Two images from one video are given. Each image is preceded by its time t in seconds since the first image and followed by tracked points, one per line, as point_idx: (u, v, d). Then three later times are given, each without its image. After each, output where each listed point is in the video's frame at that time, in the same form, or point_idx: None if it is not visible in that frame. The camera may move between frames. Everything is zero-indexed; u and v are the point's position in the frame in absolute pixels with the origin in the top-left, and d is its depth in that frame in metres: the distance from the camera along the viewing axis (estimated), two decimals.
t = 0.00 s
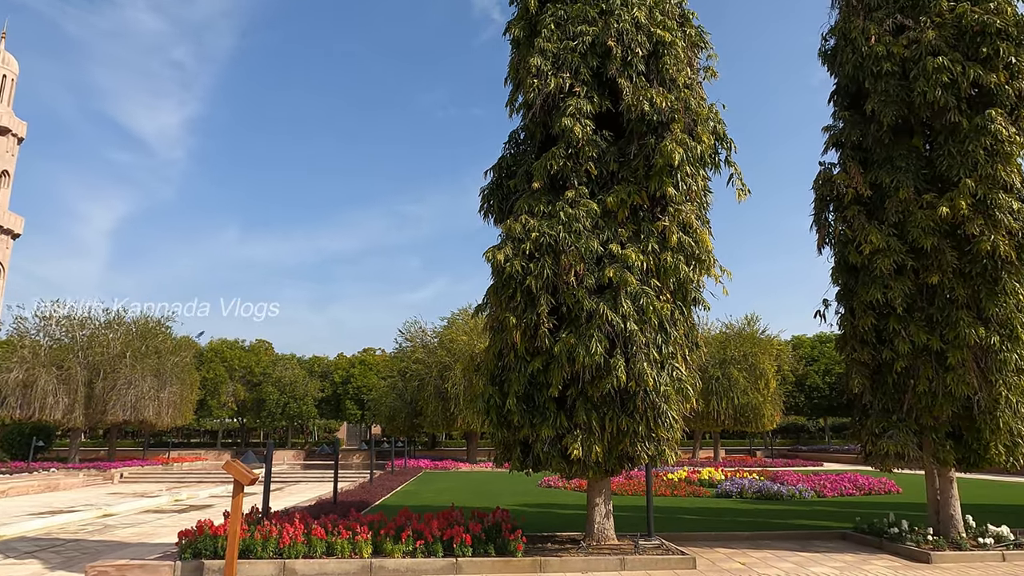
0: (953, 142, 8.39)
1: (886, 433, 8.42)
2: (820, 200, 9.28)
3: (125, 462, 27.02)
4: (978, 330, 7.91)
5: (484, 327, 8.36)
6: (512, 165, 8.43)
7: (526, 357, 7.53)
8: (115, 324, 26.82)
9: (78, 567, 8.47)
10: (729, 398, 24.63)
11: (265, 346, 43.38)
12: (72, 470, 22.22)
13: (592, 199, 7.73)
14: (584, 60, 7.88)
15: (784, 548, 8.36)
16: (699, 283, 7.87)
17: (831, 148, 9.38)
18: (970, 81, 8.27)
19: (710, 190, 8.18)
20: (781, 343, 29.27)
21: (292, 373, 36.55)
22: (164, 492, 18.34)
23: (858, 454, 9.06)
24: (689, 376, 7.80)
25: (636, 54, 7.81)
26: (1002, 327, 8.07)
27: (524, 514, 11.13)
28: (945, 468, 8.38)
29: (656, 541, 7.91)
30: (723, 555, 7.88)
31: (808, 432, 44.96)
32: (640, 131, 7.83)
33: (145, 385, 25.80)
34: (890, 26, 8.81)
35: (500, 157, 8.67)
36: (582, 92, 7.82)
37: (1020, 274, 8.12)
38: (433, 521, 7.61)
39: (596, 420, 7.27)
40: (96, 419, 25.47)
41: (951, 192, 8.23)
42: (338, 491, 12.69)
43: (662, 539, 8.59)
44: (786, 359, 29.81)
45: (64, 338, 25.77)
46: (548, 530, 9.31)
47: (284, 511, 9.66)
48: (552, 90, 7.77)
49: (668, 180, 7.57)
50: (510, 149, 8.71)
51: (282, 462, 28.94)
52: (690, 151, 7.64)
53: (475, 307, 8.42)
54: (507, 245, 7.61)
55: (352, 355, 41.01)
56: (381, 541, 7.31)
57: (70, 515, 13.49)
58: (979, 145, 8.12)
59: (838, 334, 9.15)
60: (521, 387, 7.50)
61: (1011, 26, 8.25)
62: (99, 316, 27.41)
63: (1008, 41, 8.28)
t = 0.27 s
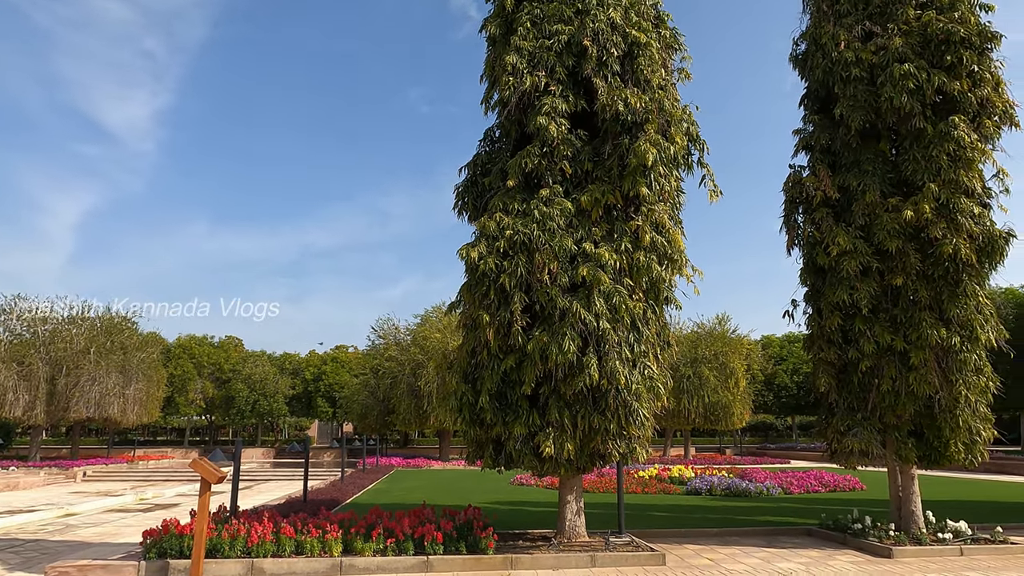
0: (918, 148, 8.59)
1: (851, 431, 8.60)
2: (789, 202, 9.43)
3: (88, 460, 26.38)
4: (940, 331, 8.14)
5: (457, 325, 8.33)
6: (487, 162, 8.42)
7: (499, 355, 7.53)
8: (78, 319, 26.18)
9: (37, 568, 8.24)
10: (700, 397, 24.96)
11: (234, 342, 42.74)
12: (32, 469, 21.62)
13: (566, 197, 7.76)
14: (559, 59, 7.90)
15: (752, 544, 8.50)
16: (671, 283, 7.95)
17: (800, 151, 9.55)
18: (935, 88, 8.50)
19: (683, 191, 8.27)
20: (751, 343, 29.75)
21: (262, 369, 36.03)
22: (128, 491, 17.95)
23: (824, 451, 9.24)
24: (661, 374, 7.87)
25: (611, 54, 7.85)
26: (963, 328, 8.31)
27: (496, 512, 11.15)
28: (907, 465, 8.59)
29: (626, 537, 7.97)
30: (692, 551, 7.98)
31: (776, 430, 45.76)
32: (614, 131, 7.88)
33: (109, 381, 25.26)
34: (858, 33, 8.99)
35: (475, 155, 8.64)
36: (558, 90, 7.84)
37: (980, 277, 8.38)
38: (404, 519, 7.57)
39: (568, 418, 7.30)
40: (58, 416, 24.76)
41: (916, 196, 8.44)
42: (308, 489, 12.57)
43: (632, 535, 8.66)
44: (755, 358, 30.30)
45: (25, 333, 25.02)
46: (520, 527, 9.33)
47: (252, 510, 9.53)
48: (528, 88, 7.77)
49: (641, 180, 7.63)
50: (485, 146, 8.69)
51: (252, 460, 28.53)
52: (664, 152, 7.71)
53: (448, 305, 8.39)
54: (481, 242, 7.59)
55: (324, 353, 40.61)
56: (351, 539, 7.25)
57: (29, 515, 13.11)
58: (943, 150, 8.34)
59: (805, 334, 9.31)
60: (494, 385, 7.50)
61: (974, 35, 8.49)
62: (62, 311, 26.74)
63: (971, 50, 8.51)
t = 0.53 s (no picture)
0: (886, 149, 8.77)
1: (819, 427, 8.76)
2: (762, 201, 9.56)
3: (52, 455, 25.73)
4: (905, 329, 8.34)
5: (432, 320, 8.29)
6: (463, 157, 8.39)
7: (474, 350, 7.52)
8: (42, 311, 25.50)
9: None
10: (672, 392, 25.26)
11: (204, 337, 42.08)
12: None
13: (542, 193, 7.77)
14: (536, 54, 7.90)
15: (721, 538, 8.62)
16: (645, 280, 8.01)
17: (773, 151, 9.68)
18: (903, 91, 8.68)
19: (658, 188, 8.33)
20: (723, 340, 30.16)
21: (233, 364, 35.50)
22: (94, 487, 17.56)
23: (792, 447, 9.40)
24: (634, 370, 7.93)
25: (588, 51, 7.87)
26: (928, 326, 8.52)
27: (469, 507, 11.17)
28: (872, 460, 8.78)
29: (598, 532, 8.04)
30: (663, 545, 8.07)
31: (746, 426, 46.54)
32: (590, 128, 7.90)
33: (75, 375, 24.67)
34: (830, 35, 9.13)
35: (451, 149, 8.60)
36: (534, 86, 7.83)
37: (944, 276, 8.59)
38: (376, 515, 7.53)
39: (542, 413, 7.33)
40: (21, 411, 24.05)
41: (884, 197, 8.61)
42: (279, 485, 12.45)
43: (604, 530, 8.73)
44: (727, 355, 30.73)
45: None
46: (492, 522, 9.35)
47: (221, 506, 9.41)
48: (504, 83, 7.75)
49: (617, 178, 7.67)
50: (461, 141, 8.65)
51: (222, 456, 28.13)
52: (639, 149, 7.76)
53: (423, 300, 8.34)
54: (457, 237, 7.56)
55: (297, 347, 40.19)
56: (322, 535, 7.19)
57: None
58: (910, 152, 8.52)
59: (776, 331, 9.45)
60: (468, 380, 7.49)
61: (941, 40, 8.68)
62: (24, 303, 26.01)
63: (938, 55, 8.71)
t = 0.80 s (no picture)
0: (856, 149, 8.93)
1: (788, 421, 8.92)
2: (735, 198, 9.67)
3: (15, 450, 25.08)
4: (872, 326, 8.52)
5: (406, 313, 8.24)
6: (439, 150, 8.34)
7: (448, 344, 7.50)
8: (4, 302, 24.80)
9: None
10: (646, 387, 25.50)
11: (174, 329, 41.34)
12: None
13: (518, 187, 7.76)
14: (513, 48, 7.88)
15: (692, 531, 8.75)
16: (620, 275, 8.06)
17: (746, 149, 9.79)
18: (873, 92, 8.84)
19: (633, 184, 8.38)
20: (696, 335, 30.53)
21: (204, 357, 34.92)
22: (58, 482, 17.17)
23: (762, 440, 9.55)
24: (607, 365, 7.98)
25: (565, 46, 7.86)
26: (894, 323, 8.71)
27: (442, 501, 11.17)
28: (839, 454, 8.96)
29: (570, 525, 8.09)
30: (634, 538, 8.16)
31: (718, 420, 47.21)
32: (566, 123, 7.90)
33: (39, 368, 24.07)
34: (803, 35, 9.26)
35: (427, 142, 8.54)
36: (511, 80, 7.81)
37: (910, 275, 8.79)
38: (349, 509, 7.48)
39: (515, 407, 7.34)
40: None
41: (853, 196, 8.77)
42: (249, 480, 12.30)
43: (576, 523, 8.79)
44: (700, 350, 31.11)
45: None
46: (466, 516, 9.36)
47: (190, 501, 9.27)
48: (481, 76, 7.71)
49: (592, 173, 7.69)
50: (437, 134, 8.60)
51: (192, 450, 27.70)
52: (615, 145, 7.80)
53: (397, 293, 8.29)
54: (432, 230, 7.52)
55: (269, 340, 39.70)
56: (293, 530, 7.12)
57: None
58: (879, 152, 8.69)
59: (747, 327, 9.57)
60: (442, 374, 7.47)
61: (910, 43, 8.85)
62: None
63: (907, 57, 8.88)
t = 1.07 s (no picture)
0: (829, 146, 9.06)
1: (760, 414, 9.06)
2: (710, 193, 9.77)
3: None
4: (842, 320, 8.68)
5: (382, 305, 8.19)
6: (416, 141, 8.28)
7: (424, 336, 7.48)
8: None
9: None
10: (621, 380, 25.71)
11: (145, 320, 40.60)
12: None
13: (495, 179, 7.74)
14: (492, 39, 7.83)
15: (664, 521, 8.85)
16: (596, 268, 8.09)
17: (722, 144, 9.87)
18: (846, 90, 8.96)
19: (610, 178, 8.40)
20: (671, 329, 30.83)
21: (175, 348, 34.36)
22: (24, 475, 16.80)
23: (734, 433, 9.69)
24: (583, 357, 8.02)
25: (544, 38, 7.84)
26: (863, 317, 8.88)
27: (418, 493, 11.16)
28: (809, 446, 9.13)
29: (545, 516, 8.13)
30: (608, 529, 8.23)
31: (692, 413, 47.80)
32: (544, 116, 7.89)
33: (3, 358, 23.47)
34: (779, 32, 9.35)
35: (404, 132, 8.47)
36: (489, 71, 7.77)
37: (880, 270, 8.96)
38: (322, 502, 7.44)
39: (491, 399, 7.35)
40: None
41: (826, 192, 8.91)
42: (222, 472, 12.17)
43: (551, 514, 8.85)
44: (675, 344, 31.43)
45: None
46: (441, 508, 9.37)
47: (160, 494, 9.15)
48: (459, 67, 7.66)
49: (570, 166, 7.70)
50: (414, 124, 8.54)
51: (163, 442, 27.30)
52: (592, 138, 7.81)
53: (373, 285, 8.23)
54: (408, 222, 7.48)
55: (243, 332, 39.20)
56: (266, 523, 7.06)
57: None
58: (851, 149, 8.83)
59: (721, 321, 9.69)
60: (417, 366, 7.45)
61: (883, 42, 8.98)
62: None
63: (880, 56, 9.01)
